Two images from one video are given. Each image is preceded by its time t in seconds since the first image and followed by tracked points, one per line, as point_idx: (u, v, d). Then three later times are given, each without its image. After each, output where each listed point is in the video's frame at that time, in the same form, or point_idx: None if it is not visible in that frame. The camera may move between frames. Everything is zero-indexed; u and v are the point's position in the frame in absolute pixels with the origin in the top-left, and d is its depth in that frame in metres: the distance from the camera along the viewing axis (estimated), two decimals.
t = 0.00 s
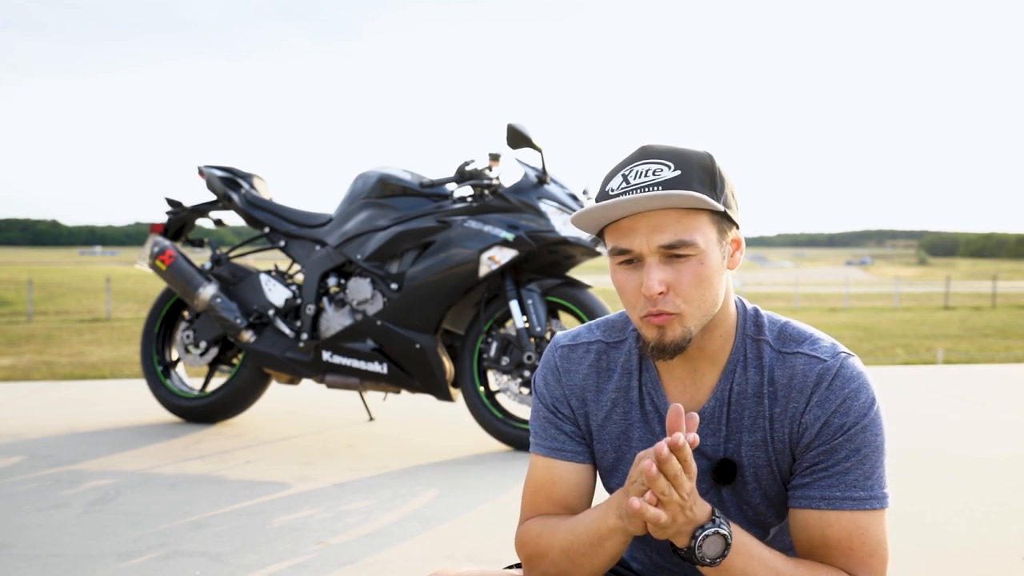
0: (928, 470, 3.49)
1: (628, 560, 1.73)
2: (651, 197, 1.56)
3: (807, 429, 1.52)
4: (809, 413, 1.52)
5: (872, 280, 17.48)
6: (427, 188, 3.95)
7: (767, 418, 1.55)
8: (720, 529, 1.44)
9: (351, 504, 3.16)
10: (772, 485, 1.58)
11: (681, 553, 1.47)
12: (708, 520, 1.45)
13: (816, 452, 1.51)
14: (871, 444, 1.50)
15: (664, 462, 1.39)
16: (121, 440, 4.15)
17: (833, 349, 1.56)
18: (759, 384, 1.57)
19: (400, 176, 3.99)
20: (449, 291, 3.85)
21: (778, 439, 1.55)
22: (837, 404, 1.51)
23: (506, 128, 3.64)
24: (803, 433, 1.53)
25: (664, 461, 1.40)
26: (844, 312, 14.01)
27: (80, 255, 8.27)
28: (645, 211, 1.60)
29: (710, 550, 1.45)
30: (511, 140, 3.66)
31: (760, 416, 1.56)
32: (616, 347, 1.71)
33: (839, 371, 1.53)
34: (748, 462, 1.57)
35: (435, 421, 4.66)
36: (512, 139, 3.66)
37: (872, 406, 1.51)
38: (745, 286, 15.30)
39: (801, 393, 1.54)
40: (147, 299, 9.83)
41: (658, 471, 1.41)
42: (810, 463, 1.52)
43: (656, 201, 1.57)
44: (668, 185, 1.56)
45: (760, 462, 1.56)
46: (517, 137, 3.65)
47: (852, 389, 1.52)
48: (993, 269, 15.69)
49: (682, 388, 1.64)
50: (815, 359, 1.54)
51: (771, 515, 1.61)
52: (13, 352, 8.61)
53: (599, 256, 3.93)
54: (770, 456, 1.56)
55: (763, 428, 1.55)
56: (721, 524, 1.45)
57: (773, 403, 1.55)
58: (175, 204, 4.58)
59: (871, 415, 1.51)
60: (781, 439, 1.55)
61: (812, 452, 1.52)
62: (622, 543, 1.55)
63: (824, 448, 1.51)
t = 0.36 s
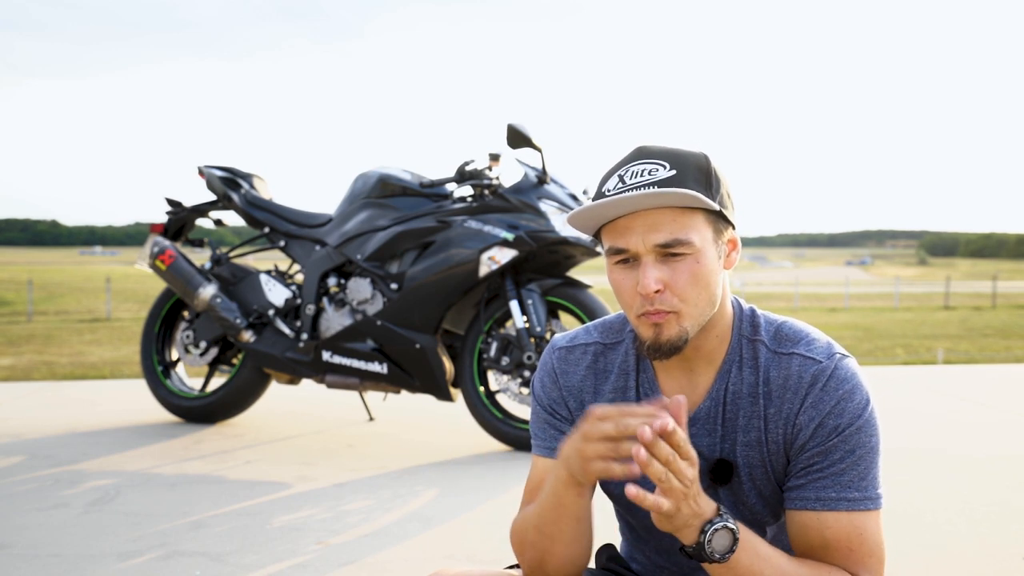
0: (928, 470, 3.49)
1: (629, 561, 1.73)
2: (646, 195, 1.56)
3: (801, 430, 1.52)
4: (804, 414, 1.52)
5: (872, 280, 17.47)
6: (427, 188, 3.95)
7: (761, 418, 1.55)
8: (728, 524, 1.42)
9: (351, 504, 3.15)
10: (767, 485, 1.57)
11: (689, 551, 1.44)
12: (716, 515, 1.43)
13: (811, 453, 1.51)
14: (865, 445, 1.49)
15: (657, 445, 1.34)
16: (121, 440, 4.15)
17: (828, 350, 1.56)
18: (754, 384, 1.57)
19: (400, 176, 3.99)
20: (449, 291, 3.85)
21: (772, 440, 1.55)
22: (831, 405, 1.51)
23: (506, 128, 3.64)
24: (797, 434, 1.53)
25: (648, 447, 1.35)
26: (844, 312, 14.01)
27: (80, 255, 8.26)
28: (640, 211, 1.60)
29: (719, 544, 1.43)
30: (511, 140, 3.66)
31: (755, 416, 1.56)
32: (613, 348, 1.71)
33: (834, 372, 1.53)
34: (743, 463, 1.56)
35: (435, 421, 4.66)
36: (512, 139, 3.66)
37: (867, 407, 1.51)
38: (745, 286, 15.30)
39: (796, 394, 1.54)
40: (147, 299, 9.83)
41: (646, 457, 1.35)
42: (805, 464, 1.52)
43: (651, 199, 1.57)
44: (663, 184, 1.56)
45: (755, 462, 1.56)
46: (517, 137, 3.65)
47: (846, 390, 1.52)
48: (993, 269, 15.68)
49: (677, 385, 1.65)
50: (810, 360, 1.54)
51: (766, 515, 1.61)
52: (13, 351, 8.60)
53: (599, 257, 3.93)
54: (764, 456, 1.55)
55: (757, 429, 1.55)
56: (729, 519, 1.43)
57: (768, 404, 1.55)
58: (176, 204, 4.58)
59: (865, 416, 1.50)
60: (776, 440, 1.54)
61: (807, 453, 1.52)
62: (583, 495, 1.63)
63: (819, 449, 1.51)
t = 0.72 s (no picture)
0: (928, 470, 3.49)
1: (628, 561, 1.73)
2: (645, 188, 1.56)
3: (797, 429, 1.52)
4: (800, 413, 1.52)
5: (873, 280, 17.48)
6: (427, 188, 3.95)
7: (758, 416, 1.55)
8: (740, 520, 1.42)
9: (351, 504, 3.15)
10: (763, 482, 1.57)
11: (698, 545, 1.44)
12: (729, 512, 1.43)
13: (808, 452, 1.51)
14: (862, 445, 1.49)
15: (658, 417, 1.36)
16: (121, 440, 4.15)
17: (825, 349, 1.56)
18: (751, 381, 1.58)
19: (400, 176, 3.98)
20: (449, 290, 3.85)
21: (769, 438, 1.55)
22: (828, 404, 1.51)
23: (506, 128, 3.64)
24: (793, 433, 1.52)
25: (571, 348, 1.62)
26: (844, 312, 14.01)
27: (80, 255, 8.26)
28: (639, 204, 1.60)
29: (730, 542, 1.43)
30: (511, 140, 3.66)
31: (752, 414, 1.56)
32: (610, 343, 1.72)
33: (830, 372, 1.53)
34: (738, 459, 1.57)
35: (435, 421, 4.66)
36: (512, 139, 3.65)
37: (864, 407, 1.51)
38: (745, 286, 15.30)
39: (792, 392, 1.53)
40: (147, 299, 9.82)
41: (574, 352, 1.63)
42: (802, 463, 1.52)
43: (648, 192, 1.57)
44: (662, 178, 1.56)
45: (751, 459, 1.56)
46: (517, 137, 3.64)
47: (843, 390, 1.51)
48: (993, 270, 15.68)
49: (677, 376, 1.66)
50: (807, 359, 1.54)
51: (761, 512, 1.61)
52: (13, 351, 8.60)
53: (599, 257, 3.93)
54: (761, 454, 1.55)
55: (754, 426, 1.55)
56: (741, 516, 1.42)
57: (765, 401, 1.55)
58: (176, 204, 4.58)
59: (862, 416, 1.50)
60: (772, 438, 1.54)
61: (803, 451, 1.52)
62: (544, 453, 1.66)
63: (816, 448, 1.50)
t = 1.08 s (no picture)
0: (928, 470, 3.49)
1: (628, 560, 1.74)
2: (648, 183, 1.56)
3: (794, 426, 1.52)
4: (796, 410, 1.52)
5: (873, 280, 17.49)
6: (427, 188, 3.95)
7: (756, 414, 1.55)
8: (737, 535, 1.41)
9: (351, 504, 3.16)
10: (761, 479, 1.57)
11: None
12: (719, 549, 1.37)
13: (805, 448, 1.51)
14: (859, 441, 1.49)
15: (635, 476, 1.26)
16: (121, 440, 4.15)
17: (820, 346, 1.56)
18: (748, 379, 1.58)
19: (400, 176, 3.99)
20: (449, 291, 3.85)
21: (766, 435, 1.55)
22: (824, 401, 1.51)
23: (506, 128, 3.64)
24: (790, 429, 1.53)
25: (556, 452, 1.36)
26: (844, 312, 14.02)
27: (80, 255, 8.26)
28: (642, 201, 1.60)
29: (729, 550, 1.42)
30: (511, 140, 3.66)
31: (749, 411, 1.56)
32: (608, 343, 1.72)
33: (826, 369, 1.53)
34: (736, 457, 1.57)
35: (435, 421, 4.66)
36: (512, 139, 3.66)
37: (859, 403, 1.51)
38: (745, 286, 15.31)
39: (789, 390, 1.54)
40: (148, 299, 9.85)
41: (562, 459, 1.37)
42: (799, 459, 1.52)
43: (651, 188, 1.57)
44: (663, 176, 1.56)
45: (748, 456, 1.56)
46: (517, 137, 3.65)
47: (839, 386, 1.51)
48: (993, 270, 15.69)
49: (673, 379, 1.64)
50: (803, 356, 1.55)
51: (760, 510, 1.61)
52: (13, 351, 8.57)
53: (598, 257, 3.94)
54: (758, 452, 1.56)
55: (751, 424, 1.55)
56: (729, 556, 1.37)
57: (762, 399, 1.56)
58: (176, 204, 4.59)
59: (858, 412, 1.51)
60: (769, 435, 1.55)
61: (800, 448, 1.52)
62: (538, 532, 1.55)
63: (813, 445, 1.51)
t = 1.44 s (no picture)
0: (929, 470, 3.49)
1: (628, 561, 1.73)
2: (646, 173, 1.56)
3: (794, 427, 1.52)
4: (796, 411, 1.52)
5: (873, 280, 17.48)
6: (427, 188, 3.95)
7: (755, 415, 1.55)
8: (744, 547, 1.45)
9: (351, 504, 3.15)
10: (761, 481, 1.57)
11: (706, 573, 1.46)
12: (731, 539, 1.45)
13: (806, 450, 1.51)
14: (860, 442, 1.49)
15: (605, 471, 1.37)
16: (121, 440, 4.15)
17: (819, 346, 1.56)
18: (748, 380, 1.57)
19: (400, 176, 3.98)
20: (449, 291, 3.85)
21: (766, 436, 1.55)
22: (824, 401, 1.50)
23: (506, 128, 3.64)
24: (790, 431, 1.52)
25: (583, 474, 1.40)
26: (844, 312, 14.02)
27: (80, 255, 8.25)
28: (639, 195, 1.61)
29: (736, 569, 1.45)
30: (511, 140, 3.66)
31: (748, 413, 1.56)
32: (608, 344, 1.71)
33: (826, 369, 1.52)
34: (736, 458, 1.57)
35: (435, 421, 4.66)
36: (512, 139, 3.66)
37: (860, 403, 1.50)
38: (745, 286, 15.30)
39: (787, 391, 1.53)
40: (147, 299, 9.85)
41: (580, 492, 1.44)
42: (800, 461, 1.52)
43: (648, 178, 1.57)
44: (659, 169, 1.56)
45: (748, 458, 1.56)
46: (517, 137, 3.64)
47: (839, 386, 1.51)
48: (993, 270, 15.69)
49: (675, 379, 1.64)
50: (802, 356, 1.54)
51: (760, 510, 1.61)
52: (13, 351, 8.55)
53: (598, 257, 3.94)
54: (758, 453, 1.56)
55: (751, 425, 1.55)
56: (743, 542, 1.45)
57: (762, 400, 1.55)
58: (176, 204, 4.58)
59: (859, 413, 1.49)
60: (769, 436, 1.54)
61: (800, 449, 1.52)
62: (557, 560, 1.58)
63: (813, 446, 1.50)
